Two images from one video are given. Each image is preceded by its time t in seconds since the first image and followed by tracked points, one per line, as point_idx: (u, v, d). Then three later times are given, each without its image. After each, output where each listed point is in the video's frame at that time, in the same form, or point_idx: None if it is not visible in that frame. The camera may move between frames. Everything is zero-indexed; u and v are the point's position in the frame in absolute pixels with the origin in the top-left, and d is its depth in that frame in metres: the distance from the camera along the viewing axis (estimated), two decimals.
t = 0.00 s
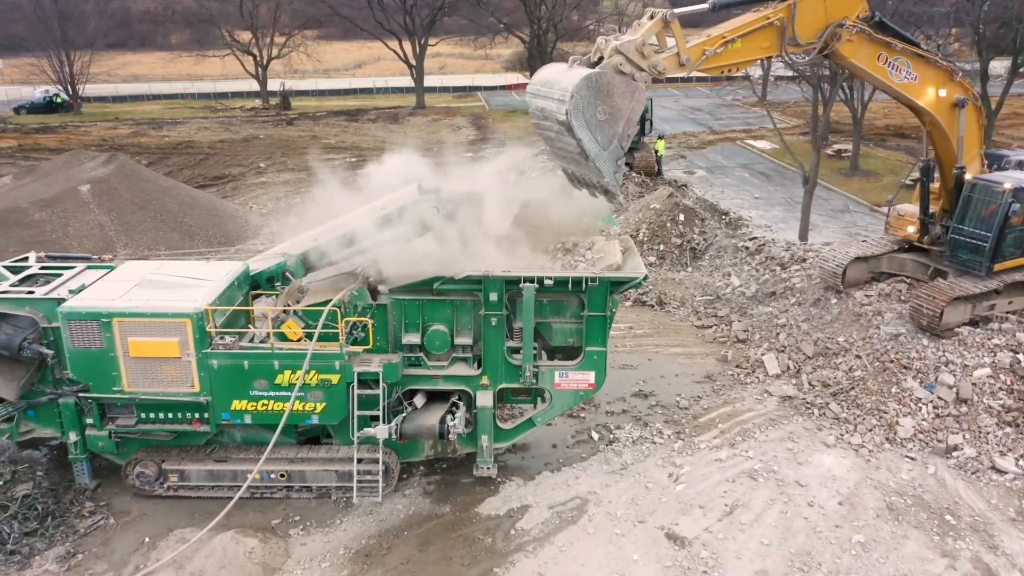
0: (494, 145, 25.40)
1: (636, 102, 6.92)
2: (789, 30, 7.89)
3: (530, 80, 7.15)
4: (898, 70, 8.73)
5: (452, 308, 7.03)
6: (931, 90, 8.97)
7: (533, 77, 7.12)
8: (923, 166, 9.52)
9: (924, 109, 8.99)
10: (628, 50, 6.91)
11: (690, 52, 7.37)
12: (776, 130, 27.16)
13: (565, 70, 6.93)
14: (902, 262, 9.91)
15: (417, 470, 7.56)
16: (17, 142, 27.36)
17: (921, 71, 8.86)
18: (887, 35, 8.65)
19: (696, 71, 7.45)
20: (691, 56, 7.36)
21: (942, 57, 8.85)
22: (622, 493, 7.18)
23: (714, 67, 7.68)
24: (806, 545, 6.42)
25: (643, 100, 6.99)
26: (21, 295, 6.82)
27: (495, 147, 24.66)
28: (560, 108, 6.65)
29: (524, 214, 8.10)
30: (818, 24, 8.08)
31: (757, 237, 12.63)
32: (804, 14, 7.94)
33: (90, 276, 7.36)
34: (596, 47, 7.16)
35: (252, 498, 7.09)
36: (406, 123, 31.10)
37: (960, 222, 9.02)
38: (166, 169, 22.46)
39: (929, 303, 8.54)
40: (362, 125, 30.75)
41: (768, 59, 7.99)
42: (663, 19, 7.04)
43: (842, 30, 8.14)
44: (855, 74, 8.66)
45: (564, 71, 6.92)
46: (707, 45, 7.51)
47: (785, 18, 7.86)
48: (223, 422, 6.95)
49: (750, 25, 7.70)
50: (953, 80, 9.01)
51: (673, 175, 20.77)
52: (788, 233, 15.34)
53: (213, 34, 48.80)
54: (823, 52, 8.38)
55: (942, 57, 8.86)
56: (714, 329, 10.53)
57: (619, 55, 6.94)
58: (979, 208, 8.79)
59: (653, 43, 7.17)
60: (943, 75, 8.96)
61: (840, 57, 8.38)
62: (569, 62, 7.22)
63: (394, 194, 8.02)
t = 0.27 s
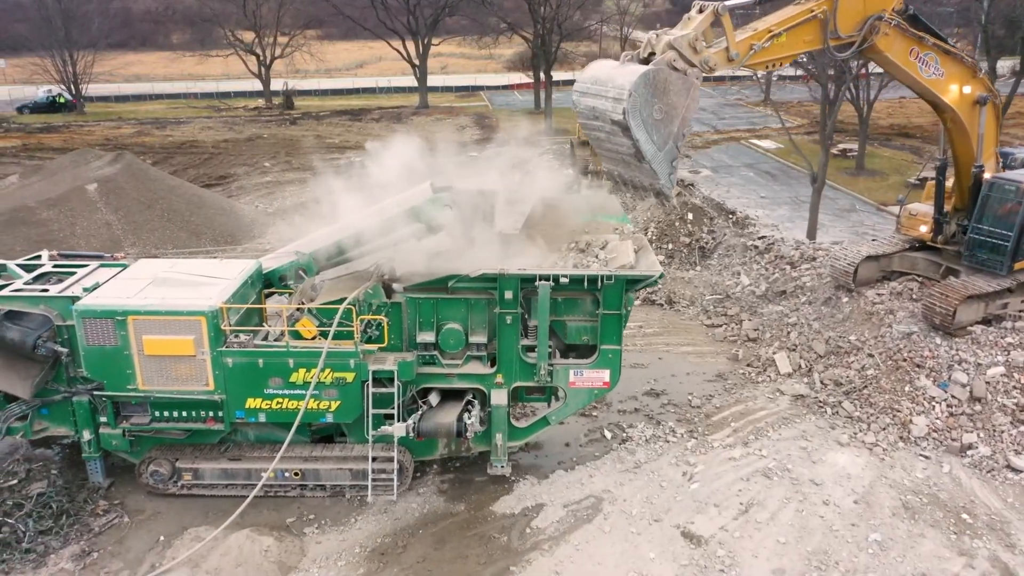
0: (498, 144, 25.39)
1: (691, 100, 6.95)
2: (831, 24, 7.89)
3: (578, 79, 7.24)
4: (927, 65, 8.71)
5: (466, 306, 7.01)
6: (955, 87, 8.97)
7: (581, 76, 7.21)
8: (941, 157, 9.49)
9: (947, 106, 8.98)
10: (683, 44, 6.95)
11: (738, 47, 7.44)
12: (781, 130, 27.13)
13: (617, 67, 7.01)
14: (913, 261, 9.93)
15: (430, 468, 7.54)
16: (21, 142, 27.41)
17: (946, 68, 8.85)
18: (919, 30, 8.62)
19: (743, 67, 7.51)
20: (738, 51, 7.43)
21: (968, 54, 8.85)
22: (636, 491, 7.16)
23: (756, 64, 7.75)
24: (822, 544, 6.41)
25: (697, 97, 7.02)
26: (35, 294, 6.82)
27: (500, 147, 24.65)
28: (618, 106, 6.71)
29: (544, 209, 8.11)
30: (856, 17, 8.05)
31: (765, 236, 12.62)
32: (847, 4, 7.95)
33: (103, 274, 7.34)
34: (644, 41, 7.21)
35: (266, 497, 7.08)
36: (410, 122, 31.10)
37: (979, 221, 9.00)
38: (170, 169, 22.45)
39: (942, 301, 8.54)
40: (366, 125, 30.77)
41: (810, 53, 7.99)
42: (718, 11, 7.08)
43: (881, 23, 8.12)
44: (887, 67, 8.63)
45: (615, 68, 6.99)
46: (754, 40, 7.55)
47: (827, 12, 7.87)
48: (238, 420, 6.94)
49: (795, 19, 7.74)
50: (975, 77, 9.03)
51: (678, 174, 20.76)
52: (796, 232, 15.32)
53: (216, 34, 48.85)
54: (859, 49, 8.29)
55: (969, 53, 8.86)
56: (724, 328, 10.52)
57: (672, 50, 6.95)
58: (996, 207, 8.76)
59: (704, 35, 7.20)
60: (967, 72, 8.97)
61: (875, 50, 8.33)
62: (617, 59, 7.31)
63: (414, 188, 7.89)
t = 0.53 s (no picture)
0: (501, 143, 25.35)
1: (760, 116, 7.54)
2: (880, 23, 8.08)
3: (643, 96, 7.83)
4: (960, 63, 8.76)
5: (481, 304, 6.99)
6: (981, 84, 8.99)
7: (647, 93, 7.80)
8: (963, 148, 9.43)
9: (972, 103, 8.97)
10: (749, 56, 7.36)
11: (797, 53, 7.70)
12: (785, 129, 27.11)
13: (685, 85, 7.56)
14: (925, 259, 9.92)
15: (444, 467, 7.53)
16: (25, 141, 27.43)
17: (975, 65, 8.89)
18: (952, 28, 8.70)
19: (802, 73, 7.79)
20: (797, 58, 7.71)
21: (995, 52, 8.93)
22: (651, 490, 7.15)
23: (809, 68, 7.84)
24: (839, 542, 6.40)
25: (766, 112, 7.59)
26: (50, 292, 6.80)
27: (504, 146, 24.61)
28: (692, 129, 7.30)
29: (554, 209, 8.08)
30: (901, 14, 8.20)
31: (774, 235, 12.61)
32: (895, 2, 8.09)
33: (117, 272, 7.33)
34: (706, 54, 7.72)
35: (281, 495, 7.07)
36: (413, 121, 31.11)
37: (998, 220, 9.00)
38: (174, 168, 22.44)
39: (956, 300, 8.53)
40: (370, 124, 30.77)
41: (861, 54, 8.18)
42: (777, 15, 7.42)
43: (925, 19, 8.25)
44: (920, 63, 8.69)
45: (682, 87, 7.56)
46: (811, 45, 7.78)
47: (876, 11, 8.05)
48: (252, 419, 6.93)
49: (848, 21, 7.92)
50: (999, 75, 9.08)
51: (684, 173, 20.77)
52: (803, 232, 15.31)
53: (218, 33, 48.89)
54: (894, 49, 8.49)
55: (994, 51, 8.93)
56: (735, 327, 10.51)
57: (739, 65, 7.39)
58: (1016, 205, 8.77)
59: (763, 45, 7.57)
60: (992, 70, 9.02)
61: (917, 48, 8.45)
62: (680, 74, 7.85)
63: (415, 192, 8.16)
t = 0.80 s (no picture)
0: (506, 143, 25.33)
1: (840, 148, 8.47)
2: (936, 25, 8.47)
3: (722, 136, 8.93)
4: (993, 60, 8.92)
5: (497, 302, 6.98)
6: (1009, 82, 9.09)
7: (724, 135, 8.92)
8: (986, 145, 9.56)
9: (999, 100, 9.06)
10: (824, 87, 8.24)
11: (863, 72, 8.38)
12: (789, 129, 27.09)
13: (763, 125, 8.60)
14: (937, 258, 9.90)
15: (458, 466, 7.51)
16: (30, 140, 27.45)
17: (1005, 62, 9.03)
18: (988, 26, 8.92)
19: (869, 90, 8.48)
20: (864, 77, 8.39)
21: None
22: (666, 488, 7.13)
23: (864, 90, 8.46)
24: (857, 540, 6.37)
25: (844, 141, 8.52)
26: (64, 290, 6.75)
27: (508, 146, 24.61)
28: (777, 172, 8.37)
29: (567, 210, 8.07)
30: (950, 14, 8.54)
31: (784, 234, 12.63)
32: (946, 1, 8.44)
33: (131, 270, 7.32)
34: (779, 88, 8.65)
35: (295, 493, 7.06)
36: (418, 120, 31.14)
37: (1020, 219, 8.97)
38: (180, 167, 22.44)
39: (970, 298, 8.53)
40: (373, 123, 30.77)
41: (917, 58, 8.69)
42: (847, 40, 8.22)
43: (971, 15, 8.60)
44: (960, 61, 8.92)
45: (762, 128, 8.57)
46: (874, 61, 8.41)
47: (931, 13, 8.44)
48: (267, 416, 6.92)
49: (905, 29, 8.41)
50: None
51: (690, 172, 20.79)
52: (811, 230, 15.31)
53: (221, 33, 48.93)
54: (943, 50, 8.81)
55: None
56: (746, 325, 10.51)
57: (815, 97, 8.31)
58: None
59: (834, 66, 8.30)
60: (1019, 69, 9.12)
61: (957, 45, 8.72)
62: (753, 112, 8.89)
63: (434, 188, 8.09)
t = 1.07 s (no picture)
0: (511, 142, 25.29)
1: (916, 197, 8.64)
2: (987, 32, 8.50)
3: (796, 194, 8.84)
4: None
5: (512, 299, 6.96)
6: None
7: (800, 194, 8.84)
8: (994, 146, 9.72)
9: None
10: (898, 132, 8.22)
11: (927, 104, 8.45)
12: (794, 129, 27.05)
13: (841, 182, 8.52)
14: (948, 257, 10.04)
15: (473, 464, 7.51)
16: (34, 139, 27.45)
17: None
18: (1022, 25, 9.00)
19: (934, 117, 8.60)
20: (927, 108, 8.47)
21: None
22: (682, 486, 7.12)
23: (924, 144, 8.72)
24: (875, 538, 6.36)
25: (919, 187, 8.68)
26: (81, 287, 6.76)
27: (513, 145, 24.57)
28: (864, 233, 8.39)
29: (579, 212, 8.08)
30: (998, 15, 8.60)
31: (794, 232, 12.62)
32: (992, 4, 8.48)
33: (146, 268, 7.31)
34: (851, 136, 8.53)
35: (310, 491, 7.05)
36: (421, 119, 31.13)
37: None
38: (184, 166, 22.43)
39: (985, 296, 8.63)
40: (377, 122, 30.75)
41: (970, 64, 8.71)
42: (915, 79, 8.21)
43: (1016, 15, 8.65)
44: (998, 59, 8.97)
45: (840, 185, 8.52)
46: (936, 88, 8.46)
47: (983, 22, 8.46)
48: (283, 414, 6.91)
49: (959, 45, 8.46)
50: None
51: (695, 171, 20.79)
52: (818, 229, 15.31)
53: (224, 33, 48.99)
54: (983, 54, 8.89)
55: None
56: (757, 324, 10.50)
57: (891, 143, 8.28)
58: None
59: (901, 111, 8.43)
60: None
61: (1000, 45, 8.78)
62: (823, 165, 8.82)
63: (446, 185, 8.11)
